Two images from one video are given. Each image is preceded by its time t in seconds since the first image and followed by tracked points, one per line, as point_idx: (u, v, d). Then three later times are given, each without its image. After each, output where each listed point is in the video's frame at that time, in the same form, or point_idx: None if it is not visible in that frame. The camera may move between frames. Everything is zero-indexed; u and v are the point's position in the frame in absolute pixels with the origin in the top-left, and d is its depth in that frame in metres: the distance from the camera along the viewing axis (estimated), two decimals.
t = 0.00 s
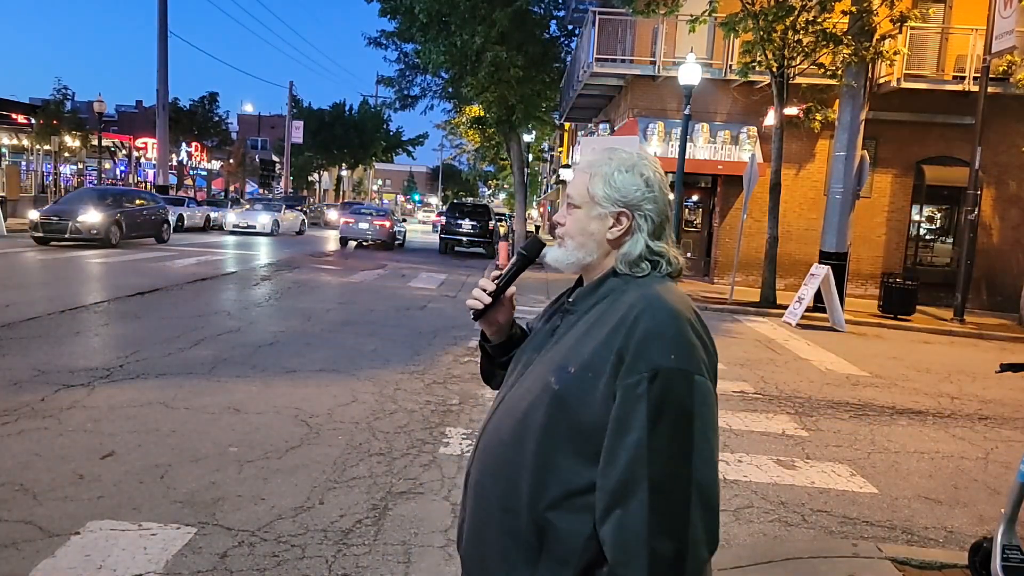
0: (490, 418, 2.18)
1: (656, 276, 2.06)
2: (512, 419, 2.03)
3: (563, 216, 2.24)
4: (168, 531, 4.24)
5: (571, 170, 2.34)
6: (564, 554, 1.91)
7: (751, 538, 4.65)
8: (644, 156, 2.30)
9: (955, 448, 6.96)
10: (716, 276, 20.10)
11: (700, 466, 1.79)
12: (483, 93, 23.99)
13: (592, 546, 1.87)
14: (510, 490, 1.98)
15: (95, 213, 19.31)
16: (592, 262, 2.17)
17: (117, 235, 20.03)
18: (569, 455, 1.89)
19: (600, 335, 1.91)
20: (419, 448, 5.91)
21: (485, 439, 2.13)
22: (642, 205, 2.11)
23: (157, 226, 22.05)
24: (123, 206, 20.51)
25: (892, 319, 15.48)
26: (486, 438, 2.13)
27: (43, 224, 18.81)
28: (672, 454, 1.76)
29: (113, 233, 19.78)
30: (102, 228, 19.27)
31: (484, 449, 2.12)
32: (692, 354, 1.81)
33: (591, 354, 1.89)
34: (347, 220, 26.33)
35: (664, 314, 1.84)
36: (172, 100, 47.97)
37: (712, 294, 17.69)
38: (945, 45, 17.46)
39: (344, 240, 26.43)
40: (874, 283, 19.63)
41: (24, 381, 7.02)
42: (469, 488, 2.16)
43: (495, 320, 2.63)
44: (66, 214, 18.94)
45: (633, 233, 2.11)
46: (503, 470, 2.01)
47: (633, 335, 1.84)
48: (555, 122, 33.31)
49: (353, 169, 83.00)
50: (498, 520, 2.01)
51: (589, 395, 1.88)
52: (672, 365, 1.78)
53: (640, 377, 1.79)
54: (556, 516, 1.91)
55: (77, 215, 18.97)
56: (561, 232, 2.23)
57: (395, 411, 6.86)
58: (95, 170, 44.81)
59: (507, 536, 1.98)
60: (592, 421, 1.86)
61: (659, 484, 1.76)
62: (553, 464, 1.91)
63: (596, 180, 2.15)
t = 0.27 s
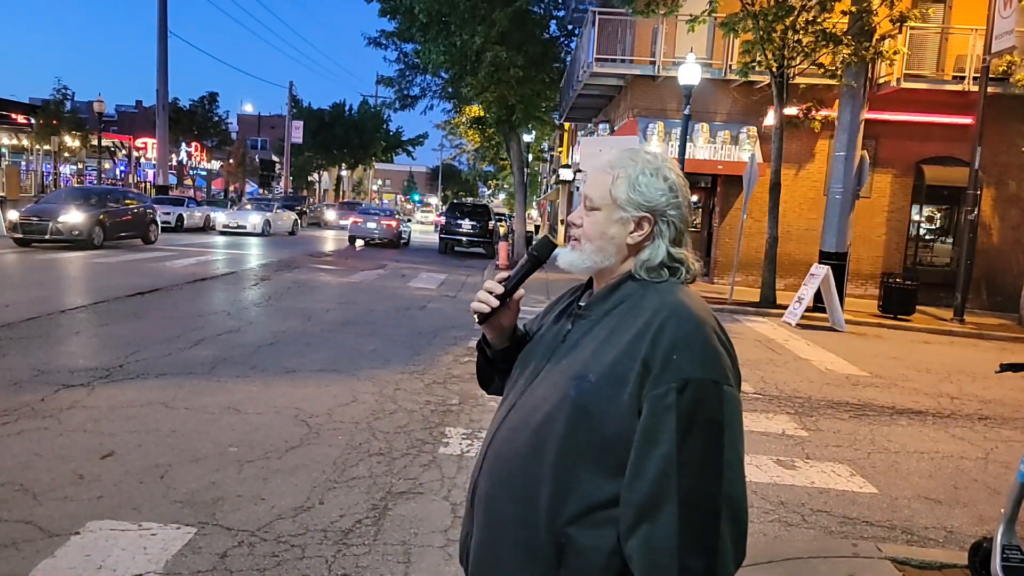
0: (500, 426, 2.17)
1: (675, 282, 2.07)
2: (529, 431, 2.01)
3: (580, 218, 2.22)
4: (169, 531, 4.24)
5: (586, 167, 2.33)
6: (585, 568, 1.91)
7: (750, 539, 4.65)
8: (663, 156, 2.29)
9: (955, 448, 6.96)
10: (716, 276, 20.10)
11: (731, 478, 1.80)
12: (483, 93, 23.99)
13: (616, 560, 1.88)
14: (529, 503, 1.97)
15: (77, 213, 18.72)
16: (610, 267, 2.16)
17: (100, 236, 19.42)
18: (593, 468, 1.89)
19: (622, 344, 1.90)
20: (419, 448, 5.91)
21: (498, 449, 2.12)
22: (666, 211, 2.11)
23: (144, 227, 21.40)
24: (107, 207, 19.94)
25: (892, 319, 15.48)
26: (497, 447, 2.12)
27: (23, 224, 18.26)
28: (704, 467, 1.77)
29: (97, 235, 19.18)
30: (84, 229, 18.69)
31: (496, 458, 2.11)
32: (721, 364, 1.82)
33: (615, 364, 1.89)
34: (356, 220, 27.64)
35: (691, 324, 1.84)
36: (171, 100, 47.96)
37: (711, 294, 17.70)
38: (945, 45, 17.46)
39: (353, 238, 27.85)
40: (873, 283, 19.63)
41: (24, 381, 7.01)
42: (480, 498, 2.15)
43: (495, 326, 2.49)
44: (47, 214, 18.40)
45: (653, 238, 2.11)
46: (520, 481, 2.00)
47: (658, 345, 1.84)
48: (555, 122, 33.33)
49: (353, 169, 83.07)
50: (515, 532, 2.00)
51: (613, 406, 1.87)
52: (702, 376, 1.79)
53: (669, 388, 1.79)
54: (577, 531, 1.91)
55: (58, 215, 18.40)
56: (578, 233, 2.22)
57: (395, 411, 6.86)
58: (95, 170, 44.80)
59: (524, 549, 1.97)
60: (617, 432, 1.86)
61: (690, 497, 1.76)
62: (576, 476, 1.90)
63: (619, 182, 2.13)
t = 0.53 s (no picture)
0: (508, 434, 2.17)
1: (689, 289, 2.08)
2: (543, 441, 2.01)
3: (595, 218, 2.21)
4: (168, 531, 4.24)
5: (601, 166, 2.32)
6: None
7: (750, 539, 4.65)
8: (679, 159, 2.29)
9: (955, 448, 6.96)
10: (716, 276, 20.11)
11: (751, 490, 1.82)
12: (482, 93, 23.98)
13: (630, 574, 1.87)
14: (543, 515, 1.97)
15: (54, 213, 18.27)
16: (623, 271, 2.15)
17: (82, 238, 18.90)
18: (610, 479, 1.90)
19: (641, 353, 1.92)
20: (418, 448, 5.90)
21: (507, 459, 2.11)
22: (684, 216, 2.11)
23: (130, 229, 20.80)
24: (89, 207, 19.42)
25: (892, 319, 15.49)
26: (506, 455, 2.12)
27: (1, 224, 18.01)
28: (725, 479, 1.78)
29: (79, 236, 18.67)
30: (63, 229, 18.21)
31: (504, 467, 2.11)
32: (742, 376, 1.84)
33: (633, 374, 1.90)
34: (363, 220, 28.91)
35: (710, 334, 1.86)
36: (172, 100, 47.97)
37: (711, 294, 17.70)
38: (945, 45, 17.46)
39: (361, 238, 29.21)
40: (873, 283, 19.63)
41: (24, 381, 7.01)
42: (487, 507, 2.15)
43: (500, 334, 2.42)
44: (25, 214, 18.08)
45: (670, 243, 2.11)
46: (531, 491, 2.01)
47: (679, 354, 1.86)
48: (555, 122, 33.31)
49: (353, 169, 83.08)
50: (525, 543, 2.00)
51: (632, 416, 1.88)
52: (722, 387, 1.81)
53: (689, 399, 1.81)
54: (592, 544, 1.90)
55: (35, 215, 18.01)
56: (592, 235, 2.20)
57: (395, 411, 6.86)
58: (95, 171, 44.77)
59: (536, 561, 1.97)
60: (635, 442, 1.87)
61: (711, 509, 1.77)
62: (592, 487, 1.91)
63: (639, 184, 2.12)
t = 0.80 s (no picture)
0: (517, 440, 2.15)
1: (703, 290, 2.09)
2: (555, 449, 2.01)
3: (606, 219, 2.20)
4: (168, 531, 4.24)
5: (608, 168, 2.32)
6: None
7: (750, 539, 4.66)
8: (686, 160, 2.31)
9: (955, 448, 6.96)
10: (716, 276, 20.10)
11: (768, 499, 1.84)
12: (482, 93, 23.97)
13: None
14: (555, 524, 1.97)
15: (28, 213, 17.48)
16: (637, 272, 2.14)
17: (58, 239, 18.11)
18: (625, 489, 1.90)
19: (657, 360, 1.92)
20: (418, 448, 5.91)
21: (516, 467, 2.10)
22: (699, 216, 2.12)
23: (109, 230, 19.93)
24: (66, 206, 18.63)
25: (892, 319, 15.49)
26: (515, 462, 2.11)
27: None
28: (745, 489, 1.80)
29: (55, 238, 17.87)
30: (36, 230, 17.41)
31: (515, 474, 2.10)
32: (759, 385, 1.86)
33: (650, 381, 1.90)
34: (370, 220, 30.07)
35: (728, 342, 1.88)
36: (172, 100, 47.97)
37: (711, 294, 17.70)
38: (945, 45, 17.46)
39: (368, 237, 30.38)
40: (874, 283, 19.62)
41: (24, 381, 7.02)
42: (497, 514, 2.14)
43: (507, 339, 2.38)
44: None
45: (683, 243, 2.12)
46: (544, 498, 2.00)
47: (698, 362, 1.87)
48: (555, 122, 33.31)
49: (354, 169, 83.09)
50: (538, 552, 2.00)
51: (648, 425, 1.88)
52: (742, 396, 1.83)
53: (709, 408, 1.82)
54: (606, 554, 1.90)
55: (7, 215, 17.25)
56: (603, 236, 2.19)
57: (395, 411, 6.86)
58: (95, 171, 44.77)
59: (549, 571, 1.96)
60: (653, 452, 1.87)
61: (730, 520, 1.79)
62: (608, 497, 1.91)
63: (654, 184, 2.13)
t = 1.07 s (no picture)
0: (525, 448, 2.14)
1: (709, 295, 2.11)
2: (567, 458, 2.00)
3: (614, 224, 2.19)
4: (168, 531, 4.24)
5: (614, 171, 2.31)
6: None
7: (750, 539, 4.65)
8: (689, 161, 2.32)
9: (955, 448, 6.96)
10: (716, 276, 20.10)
11: (783, 502, 1.87)
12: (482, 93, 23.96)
13: None
14: (570, 534, 1.97)
15: None
16: (646, 279, 2.13)
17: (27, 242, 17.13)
18: (640, 497, 1.91)
19: (669, 368, 1.92)
20: (418, 448, 5.90)
21: (526, 478, 2.09)
22: (706, 221, 2.13)
23: (85, 230, 19.04)
24: (36, 206, 17.69)
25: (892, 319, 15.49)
26: (525, 471, 2.10)
27: None
28: (760, 494, 1.83)
29: (25, 240, 16.92)
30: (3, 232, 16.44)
31: (525, 484, 2.09)
32: (771, 391, 1.89)
33: (664, 389, 1.90)
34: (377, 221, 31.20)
35: (741, 348, 1.90)
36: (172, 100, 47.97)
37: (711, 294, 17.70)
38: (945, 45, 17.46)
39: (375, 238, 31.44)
40: (874, 283, 19.62)
41: (24, 381, 7.02)
42: (508, 524, 2.13)
43: (510, 346, 2.35)
44: None
45: (691, 249, 2.13)
46: (557, 508, 2.00)
47: (711, 369, 1.88)
48: (555, 122, 33.32)
49: (354, 169, 83.12)
50: (554, 561, 2.00)
51: (662, 433, 1.89)
52: (755, 401, 1.86)
53: (724, 415, 1.84)
54: (624, 563, 1.92)
55: None
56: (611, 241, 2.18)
57: (395, 411, 6.86)
58: (95, 171, 44.79)
59: None
60: (667, 461, 1.88)
61: (747, 525, 1.82)
62: (623, 506, 1.91)
63: (663, 189, 2.12)
